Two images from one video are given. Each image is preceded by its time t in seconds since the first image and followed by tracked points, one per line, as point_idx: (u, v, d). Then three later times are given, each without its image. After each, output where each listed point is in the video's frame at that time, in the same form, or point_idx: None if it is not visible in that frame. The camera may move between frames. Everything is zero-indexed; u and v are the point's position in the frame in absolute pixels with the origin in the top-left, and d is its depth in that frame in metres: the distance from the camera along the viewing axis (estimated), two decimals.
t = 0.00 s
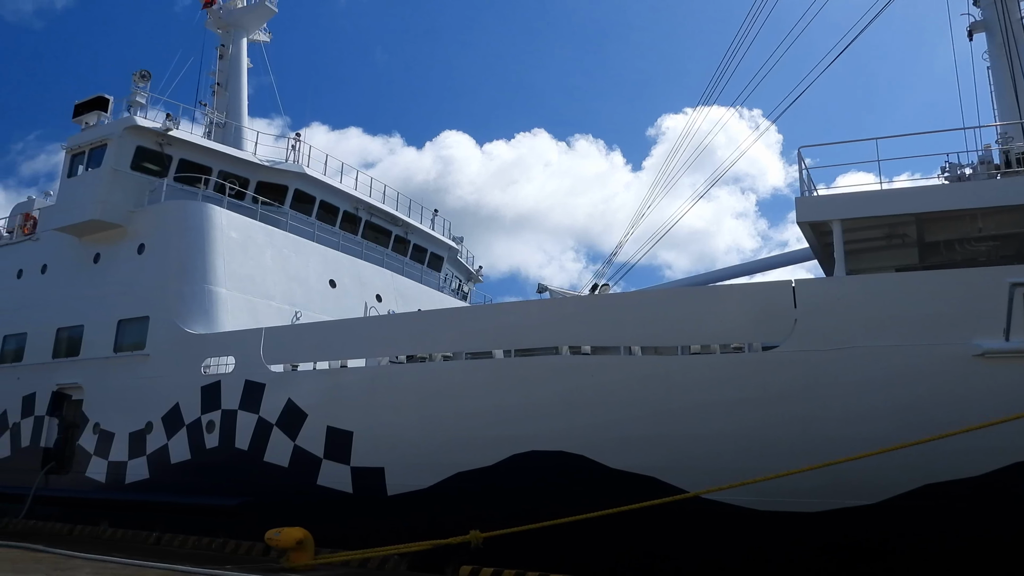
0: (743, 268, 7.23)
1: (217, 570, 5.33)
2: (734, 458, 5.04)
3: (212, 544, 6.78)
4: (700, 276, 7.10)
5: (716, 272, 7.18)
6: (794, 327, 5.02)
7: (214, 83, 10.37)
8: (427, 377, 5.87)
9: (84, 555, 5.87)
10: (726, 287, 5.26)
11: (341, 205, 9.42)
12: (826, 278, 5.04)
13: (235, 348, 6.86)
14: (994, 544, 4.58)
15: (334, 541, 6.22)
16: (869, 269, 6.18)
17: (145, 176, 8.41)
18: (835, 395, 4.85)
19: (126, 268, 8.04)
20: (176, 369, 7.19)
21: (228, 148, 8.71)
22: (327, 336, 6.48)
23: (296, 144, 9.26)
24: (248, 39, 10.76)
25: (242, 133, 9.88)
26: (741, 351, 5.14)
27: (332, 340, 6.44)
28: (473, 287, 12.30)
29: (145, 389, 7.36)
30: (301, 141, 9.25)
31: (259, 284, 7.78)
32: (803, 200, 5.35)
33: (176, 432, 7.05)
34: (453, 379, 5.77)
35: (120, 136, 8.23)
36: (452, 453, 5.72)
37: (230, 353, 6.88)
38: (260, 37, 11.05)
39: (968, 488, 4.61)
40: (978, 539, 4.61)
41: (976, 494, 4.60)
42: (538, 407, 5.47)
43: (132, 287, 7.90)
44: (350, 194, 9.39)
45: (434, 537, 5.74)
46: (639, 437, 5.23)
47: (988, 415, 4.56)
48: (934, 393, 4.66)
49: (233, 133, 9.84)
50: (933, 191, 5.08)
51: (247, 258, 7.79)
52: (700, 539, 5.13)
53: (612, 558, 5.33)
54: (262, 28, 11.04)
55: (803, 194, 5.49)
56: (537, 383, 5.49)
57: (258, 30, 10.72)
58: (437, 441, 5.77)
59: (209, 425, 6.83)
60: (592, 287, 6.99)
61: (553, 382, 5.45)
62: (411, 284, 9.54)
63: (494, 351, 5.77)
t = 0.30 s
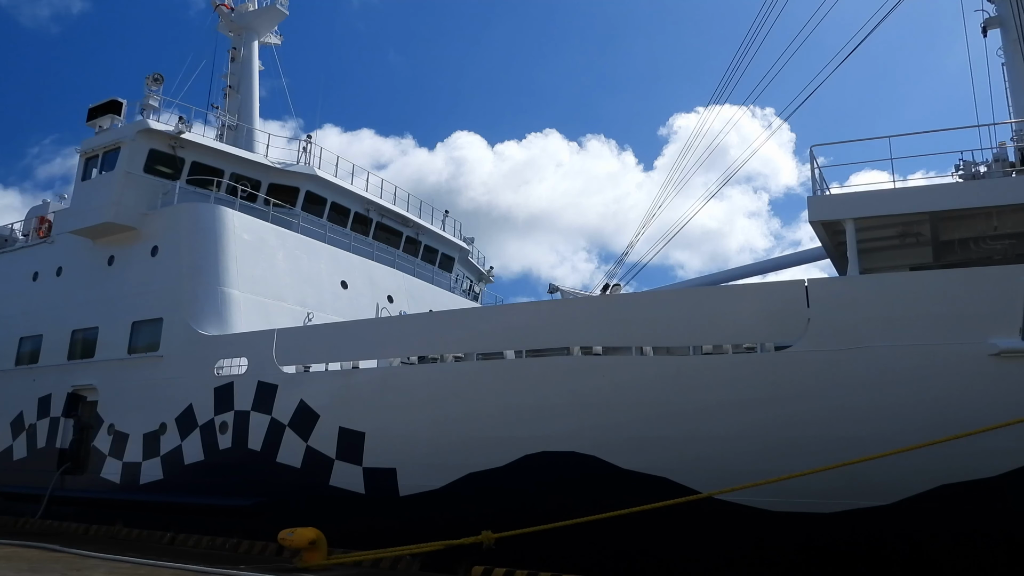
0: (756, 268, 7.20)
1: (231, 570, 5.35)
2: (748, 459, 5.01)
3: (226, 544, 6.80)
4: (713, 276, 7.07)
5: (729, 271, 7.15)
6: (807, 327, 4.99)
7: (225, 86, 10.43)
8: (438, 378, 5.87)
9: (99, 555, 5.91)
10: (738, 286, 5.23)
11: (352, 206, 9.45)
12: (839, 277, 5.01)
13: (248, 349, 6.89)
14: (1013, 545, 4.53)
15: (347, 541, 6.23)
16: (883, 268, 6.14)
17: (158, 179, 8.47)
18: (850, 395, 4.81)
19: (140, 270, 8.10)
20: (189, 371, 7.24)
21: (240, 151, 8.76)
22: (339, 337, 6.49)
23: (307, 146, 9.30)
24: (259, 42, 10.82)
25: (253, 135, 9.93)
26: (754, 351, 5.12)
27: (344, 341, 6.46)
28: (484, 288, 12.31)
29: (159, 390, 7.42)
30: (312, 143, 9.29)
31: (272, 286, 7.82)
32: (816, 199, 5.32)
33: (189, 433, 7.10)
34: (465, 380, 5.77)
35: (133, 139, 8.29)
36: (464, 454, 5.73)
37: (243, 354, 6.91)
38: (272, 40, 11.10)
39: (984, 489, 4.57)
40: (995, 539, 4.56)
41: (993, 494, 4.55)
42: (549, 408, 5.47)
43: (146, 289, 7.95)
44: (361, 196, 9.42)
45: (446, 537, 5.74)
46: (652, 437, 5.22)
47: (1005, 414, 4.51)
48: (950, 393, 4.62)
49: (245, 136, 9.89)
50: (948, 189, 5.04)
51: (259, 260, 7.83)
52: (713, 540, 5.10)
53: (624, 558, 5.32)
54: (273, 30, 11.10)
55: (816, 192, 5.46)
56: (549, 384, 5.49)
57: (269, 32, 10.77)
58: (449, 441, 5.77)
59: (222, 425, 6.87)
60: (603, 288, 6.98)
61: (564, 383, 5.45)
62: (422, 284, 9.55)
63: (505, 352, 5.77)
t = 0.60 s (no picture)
0: (768, 267, 7.17)
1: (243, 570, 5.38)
2: (759, 460, 4.99)
3: (238, 544, 6.82)
4: (724, 275, 7.05)
5: (740, 271, 7.12)
6: (819, 327, 4.96)
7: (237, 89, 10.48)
8: (449, 378, 5.88)
9: (113, 555, 5.95)
10: (749, 286, 5.21)
11: (363, 208, 9.47)
12: (851, 276, 4.98)
13: (259, 350, 6.92)
14: None
15: (359, 541, 6.25)
16: (896, 267, 6.09)
17: (170, 182, 8.53)
18: (863, 395, 4.79)
19: (152, 272, 8.16)
20: (202, 372, 7.28)
21: (252, 153, 8.80)
22: (350, 338, 6.51)
23: (318, 147, 9.34)
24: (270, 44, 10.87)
25: (264, 137, 9.98)
26: (765, 351, 5.10)
27: (355, 342, 6.48)
28: (494, 288, 12.31)
29: (172, 391, 7.46)
30: (323, 144, 9.33)
31: (283, 287, 7.86)
32: (828, 198, 5.29)
33: (202, 434, 7.14)
34: (475, 380, 5.78)
35: (146, 142, 8.35)
36: (475, 454, 5.73)
37: (255, 355, 6.94)
38: (282, 42, 11.15)
39: (999, 489, 4.53)
40: (1011, 541, 4.52)
41: (1008, 495, 4.51)
42: (560, 409, 5.47)
43: (158, 291, 8.01)
44: (372, 197, 9.45)
45: (457, 538, 5.75)
46: (663, 438, 5.20)
47: (1020, 414, 4.47)
48: (964, 393, 4.59)
49: (256, 138, 9.94)
50: (961, 187, 5.00)
51: (271, 261, 7.86)
52: (725, 540, 5.08)
53: (636, 559, 5.31)
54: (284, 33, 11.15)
55: (828, 191, 5.43)
56: (560, 384, 5.49)
57: (280, 35, 10.82)
58: (460, 442, 5.78)
59: (234, 426, 6.91)
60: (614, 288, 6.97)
61: (574, 383, 5.45)
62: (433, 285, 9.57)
63: (516, 352, 5.77)
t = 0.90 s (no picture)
0: (778, 266, 7.15)
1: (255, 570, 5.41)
2: (771, 460, 4.97)
3: (250, 544, 6.85)
4: (734, 274, 7.02)
5: (750, 270, 7.10)
6: (830, 326, 4.93)
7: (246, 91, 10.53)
8: (459, 379, 5.88)
9: (126, 555, 5.99)
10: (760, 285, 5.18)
11: (372, 209, 9.50)
12: (862, 275, 4.95)
13: (270, 351, 6.95)
14: None
15: (369, 542, 6.26)
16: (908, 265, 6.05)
17: (181, 184, 8.58)
18: (874, 394, 4.76)
19: (164, 274, 8.21)
20: (213, 373, 7.32)
21: (262, 155, 8.84)
22: (360, 339, 6.53)
23: (327, 149, 9.37)
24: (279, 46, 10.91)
25: (274, 139, 10.02)
26: (776, 350, 5.07)
27: (365, 343, 6.49)
28: (504, 289, 12.32)
29: (184, 392, 7.51)
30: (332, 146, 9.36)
31: (293, 288, 7.89)
32: (839, 197, 5.26)
33: (213, 434, 7.18)
34: (485, 380, 5.78)
35: (156, 144, 8.40)
36: (485, 454, 5.73)
37: (265, 356, 6.97)
38: (291, 44, 11.19)
39: (1012, 490, 4.49)
40: None
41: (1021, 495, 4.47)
42: (570, 409, 5.46)
43: (170, 292, 8.06)
44: (381, 199, 9.47)
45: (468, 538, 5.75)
46: (674, 438, 5.19)
47: None
48: (977, 392, 4.55)
49: (266, 140, 9.98)
50: (974, 185, 4.96)
51: (281, 262, 7.89)
52: (737, 541, 5.06)
53: (647, 559, 5.29)
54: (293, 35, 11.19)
55: (839, 190, 5.39)
56: (569, 384, 5.48)
57: (289, 37, 10.87)
58: (470, 442, 5.78)
59: (245, 427, 6.94)
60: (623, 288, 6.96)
61: (584, 383, 5.45)
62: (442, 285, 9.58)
63: (525, 353, 5.77)
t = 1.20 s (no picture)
0: (787, 266, 7.12)
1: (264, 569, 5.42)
2: (780, 460, 4.95)
3: (259, 544, 6.86)
4: (742, 274, 7.01)
5: (758, 270, 7.08)
6: (840, 325, 4.91)
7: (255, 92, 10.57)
8: (467, 379, 5.89)
9: (137, 555, 6.02)
10: (769, 285, 5.16)
11: (380, 209, 9.52)
12: (872, 274, 4.93)
13: (278, 351, 6.97)
14: None
15: (378, 542, 6.27)
16: (918, 265, 6.02)
17: (190, 185, 8.62)
18: (885, 394, 4.73)
19: (173, 275, 8.25)
20: (222, 374, 7.35)
21: (270, 156, 8.87)
22: (368, 339, 6.54)
23: (335, 150, 9.40)
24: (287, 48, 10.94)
25: (282, 140, 10.05)
26: (785, 350, 5.05)
27: (373, 344, 6.51)
28: (511, 289, 12.32)
29: (193, 393, 7.54)
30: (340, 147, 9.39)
31: (302, 289, 7.91)
32: (848, 195, 5.24)
33: (223, 434, 7.21)
34: (493, 381, 5.79)
35: (166, 146, 8.45)
36: (493, 455, 5.74)
37: (274, 357, 6.99)
38: (299, 45, 11.23)
39: None
40: None
41: None
42: (578, 409, 5.47)
43: (179, 293, 8.10)
44: (389, 199, 9.49)
45: (477, 538, 5.75)
46: (682, 438, 5.18)
47: None
48: (988, 392, 4.52)
49: (274, 141, 10.01)
50: (985, 183, 4.94)
51: (290, 263, 7.91)
52: (746, 541, 5.04)
53: (656, 559, 5.28)
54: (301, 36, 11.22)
55: (848, 189, 5.37)
56: (578, 385, 5.49)
57: (297, 39, 10.90)
58: (478, 442, 5.79)
59: (255, 427, 6.97)
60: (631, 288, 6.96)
61: (593, 383, 5.44)
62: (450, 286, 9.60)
63: (534, 353, 5.77)
